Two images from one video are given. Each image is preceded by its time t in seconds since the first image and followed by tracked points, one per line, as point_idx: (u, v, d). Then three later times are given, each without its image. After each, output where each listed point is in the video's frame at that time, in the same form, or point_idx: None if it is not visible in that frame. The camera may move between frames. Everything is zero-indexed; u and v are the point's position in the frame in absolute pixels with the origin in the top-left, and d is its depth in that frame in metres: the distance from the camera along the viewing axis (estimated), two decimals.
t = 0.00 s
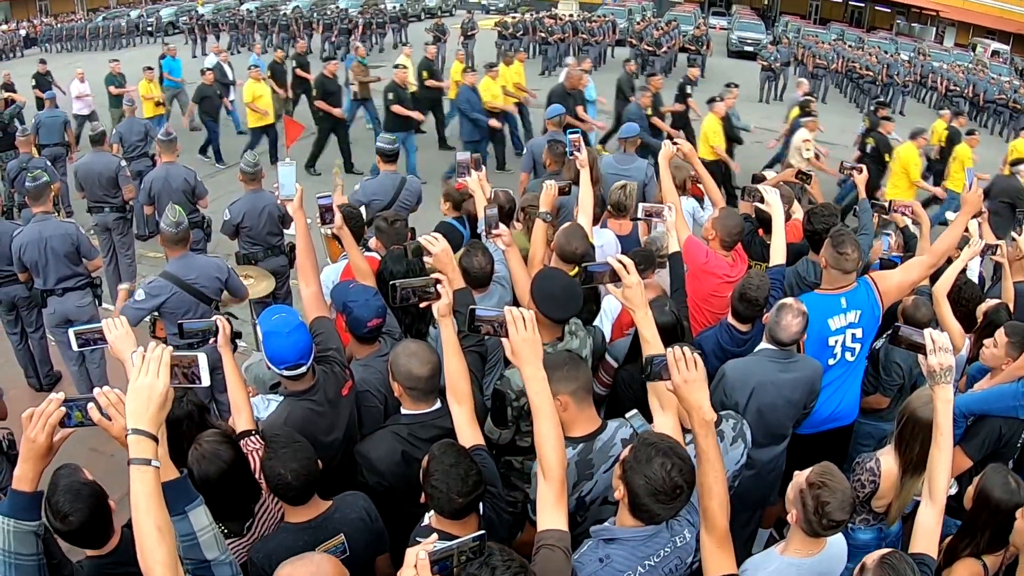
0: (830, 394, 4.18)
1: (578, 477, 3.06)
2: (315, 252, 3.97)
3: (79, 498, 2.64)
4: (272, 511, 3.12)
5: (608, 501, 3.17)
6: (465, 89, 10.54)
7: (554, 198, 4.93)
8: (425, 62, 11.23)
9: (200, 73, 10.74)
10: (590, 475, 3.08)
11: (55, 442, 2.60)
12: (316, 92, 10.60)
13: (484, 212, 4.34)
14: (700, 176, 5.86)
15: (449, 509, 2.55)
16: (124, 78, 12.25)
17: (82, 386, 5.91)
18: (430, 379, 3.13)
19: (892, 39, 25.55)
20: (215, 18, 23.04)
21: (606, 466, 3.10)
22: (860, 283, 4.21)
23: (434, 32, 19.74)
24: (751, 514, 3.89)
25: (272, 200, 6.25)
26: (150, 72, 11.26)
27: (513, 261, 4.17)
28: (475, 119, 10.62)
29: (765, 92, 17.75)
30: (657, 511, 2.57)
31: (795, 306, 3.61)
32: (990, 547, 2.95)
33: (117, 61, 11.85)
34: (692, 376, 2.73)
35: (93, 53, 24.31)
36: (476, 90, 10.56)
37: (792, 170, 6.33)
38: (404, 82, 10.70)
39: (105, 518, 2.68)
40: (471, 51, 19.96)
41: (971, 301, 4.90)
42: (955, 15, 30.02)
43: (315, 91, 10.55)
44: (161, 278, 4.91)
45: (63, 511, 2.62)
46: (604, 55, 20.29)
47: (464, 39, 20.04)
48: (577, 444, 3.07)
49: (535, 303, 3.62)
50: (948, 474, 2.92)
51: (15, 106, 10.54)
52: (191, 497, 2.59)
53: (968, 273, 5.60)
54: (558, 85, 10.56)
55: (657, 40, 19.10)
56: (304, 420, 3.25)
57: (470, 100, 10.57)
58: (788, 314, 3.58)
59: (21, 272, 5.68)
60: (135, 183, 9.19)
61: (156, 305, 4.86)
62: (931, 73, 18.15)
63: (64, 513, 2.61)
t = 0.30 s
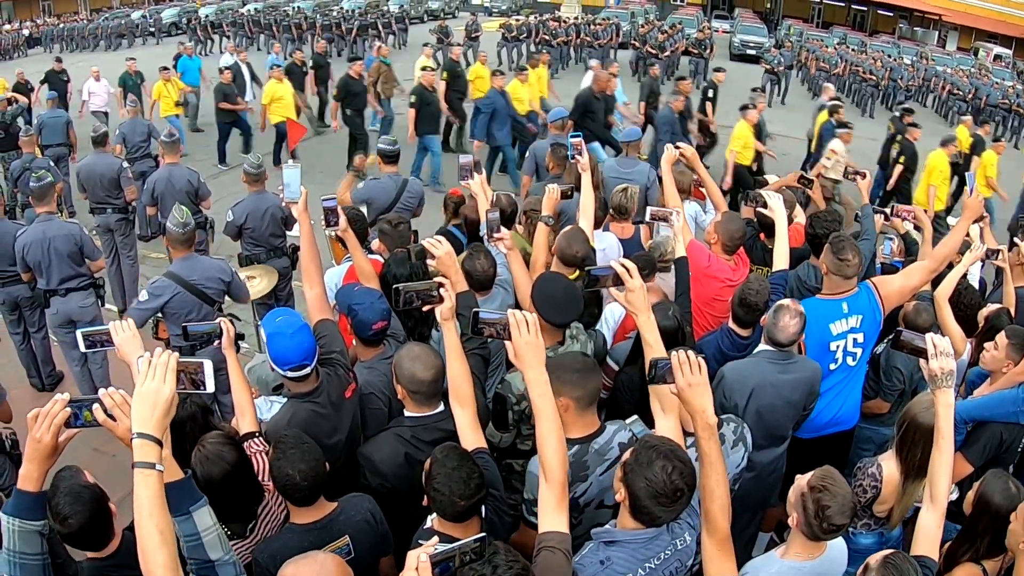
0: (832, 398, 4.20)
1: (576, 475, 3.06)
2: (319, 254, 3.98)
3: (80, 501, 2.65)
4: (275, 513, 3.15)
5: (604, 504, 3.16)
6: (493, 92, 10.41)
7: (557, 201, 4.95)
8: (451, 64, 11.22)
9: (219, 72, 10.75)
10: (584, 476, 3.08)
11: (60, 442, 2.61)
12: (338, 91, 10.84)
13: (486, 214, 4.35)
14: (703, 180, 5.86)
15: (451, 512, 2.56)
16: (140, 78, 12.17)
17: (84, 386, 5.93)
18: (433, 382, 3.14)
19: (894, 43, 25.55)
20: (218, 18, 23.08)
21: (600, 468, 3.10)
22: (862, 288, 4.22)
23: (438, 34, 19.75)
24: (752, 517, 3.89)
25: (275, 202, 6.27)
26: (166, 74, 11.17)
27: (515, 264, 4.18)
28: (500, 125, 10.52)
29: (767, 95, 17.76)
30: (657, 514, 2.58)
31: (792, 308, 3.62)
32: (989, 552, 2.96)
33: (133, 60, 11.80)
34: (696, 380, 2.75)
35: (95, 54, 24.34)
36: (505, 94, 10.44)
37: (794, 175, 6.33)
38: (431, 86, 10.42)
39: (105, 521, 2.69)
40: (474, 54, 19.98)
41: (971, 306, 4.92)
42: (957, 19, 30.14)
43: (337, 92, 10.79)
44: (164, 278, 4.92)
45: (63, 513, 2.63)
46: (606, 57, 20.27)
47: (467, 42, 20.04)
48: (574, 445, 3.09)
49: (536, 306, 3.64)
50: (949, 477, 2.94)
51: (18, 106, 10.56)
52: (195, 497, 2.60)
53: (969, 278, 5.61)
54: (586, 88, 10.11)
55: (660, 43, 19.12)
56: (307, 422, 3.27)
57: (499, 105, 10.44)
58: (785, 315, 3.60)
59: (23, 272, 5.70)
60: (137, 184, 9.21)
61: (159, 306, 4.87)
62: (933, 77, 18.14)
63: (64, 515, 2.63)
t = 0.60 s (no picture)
0: (836, 403, 4.18)
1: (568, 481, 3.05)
2: (324, 256, 3.97)
3: (78, 507, 2.61)
4: (278, 515, 3.13)
5: (603, 507, 3.15)
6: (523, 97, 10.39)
7: (562, 204, 4.93)
8: (478, 70, 10.99)
9: (246, 73, 10.76)
10: (581, 480, 3.07)
11: (63, 442, 2.60)
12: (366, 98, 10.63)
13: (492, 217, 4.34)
14: (709, 183, 5.85)
15: (457, 515, 2.54)
16: (155, 80, 12.25)
17: (87, 387, 5.92)
18: (438, 386, 3.13)
19: (898, 47, 25.52)
20: (221, 19, 23.07)
21: (598, 472, 3.09)
22: (867, 293, 4.20)
23: (441, 36, 19.73)
24: (757, 522, 3.86)
25: (279, 203, 6.27)
26: (185, 75, 11.11)
27: (520, 267, 4.16)
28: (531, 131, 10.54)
29: (771, 99, 17.74)
30: (663, 518, 2.57)
31: (792, 309, 3.62)
32: (996, 560, 2.95)
33: (147, 63, 11.72)
34: (699, 381, 2.73)
35: (99, 54, 24.36)
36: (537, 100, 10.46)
37: (799, 178, 6.32)
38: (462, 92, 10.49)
39: (105, 526, 2.68)
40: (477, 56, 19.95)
41: (976, 310, 4.90)
42: (961, 23, 30.15)
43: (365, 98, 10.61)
44: (168, 278, 4.93)
45: (61, 520, 2.60)
46: (610, 60, 20.24)
47: (471, 44, 20.02)
48: (574, 448, 3.08)
49: (542, 308, 3.62)
50: (956, 480, 2.97)
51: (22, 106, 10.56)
52: (199, 498, 2.59)
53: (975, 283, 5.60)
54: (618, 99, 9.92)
55: (663, 46, 19.09)
56: (312, 424, 3.25)
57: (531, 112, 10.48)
58: (784, 317, 3.58)
59: (27, 271, 5.69)
60: (141, 184, 9.21)
61: (164, 306, 4.87)
62: (937, 81, 18.13)
63: (63, 521, 2.60)
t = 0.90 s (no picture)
0: (844, 404, 4.14)
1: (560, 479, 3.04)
2: (331, 253, 3.95)
3: (77, 510, 2.62)
4: (282, 515, 3.09)
5: (603, 506, 3.16)
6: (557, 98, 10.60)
7: (571, 203, 4.90)
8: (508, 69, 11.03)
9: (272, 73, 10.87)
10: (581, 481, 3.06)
11: (65, 440, 2.56)
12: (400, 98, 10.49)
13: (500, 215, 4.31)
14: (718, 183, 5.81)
15: (468, 517, 2.51)
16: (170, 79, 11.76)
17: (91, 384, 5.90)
18: (447, 386, 3.10)
19: (904, 48, 25.47)
20: (226, 17, 23.06)
21: (598, 471, 3.08)
22: (877, 293, 4.17)
23: (447, 35, 19.71)
24: (765, 524, 3.82)
25: (285, 200, 6.24)
26: (209, 71, 11.07)
27: (529, 266, 4.13)
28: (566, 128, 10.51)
29: (777, 99, 17.71)
30: (674, 520, 2.53)
31: (800, 312, 3.58)
32: (1007, 565, 2.90)
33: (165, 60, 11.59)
34: (709, 381, 2.69)
35: (104, 51, 24.36)
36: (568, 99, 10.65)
37: (808, 179, 6.29)
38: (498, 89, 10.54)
39: (105, 526, 2.66)
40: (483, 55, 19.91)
41: (984, 311, 4.87)
42: (967, 25, 30.14)
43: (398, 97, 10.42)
44: (175, 274, 4.91)
45: (61, 522, 2.61)
46: (616, 59, 20.19)
47: (476, 43, 19.99)
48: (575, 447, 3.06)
49: (551, 307, 3.59)
50: (967, 480, 2.94)
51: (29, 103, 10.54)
52: (205, 497, 2.56)
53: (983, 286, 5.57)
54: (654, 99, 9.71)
55: (669, 46, 19.02)
56: (318, 423, 3.22)
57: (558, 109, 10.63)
58: (793, 320, 3.55)
59: (31, 267, 5.67)
60: (146, 180, 9.20)
61: (170, 302, 4.85)
62: (943, 83, 18.08)
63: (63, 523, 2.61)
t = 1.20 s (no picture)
0: (848, 404, 4.13)
1: (556, 473, 3.03)
2: (336, 249, 3.94)
3: (77, 505, 2.61)
4: (283, 511, 3.10)
5: (602, 503, 3.15)
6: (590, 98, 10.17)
7: (576, 201, 4.87)
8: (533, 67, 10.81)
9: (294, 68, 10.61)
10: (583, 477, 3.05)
11: (68, 434, 2.51)
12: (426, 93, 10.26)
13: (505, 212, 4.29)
14: (724, 181, 5.79)
15: (474, 514, 2.50)
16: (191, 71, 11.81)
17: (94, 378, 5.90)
18: (451, 384, 3.10)
19: (910, 48, 25.39)
20: (231, 12, 23.03)
21: (598, 467, 3.06)
22: (882, 293, 4.15)
23: (452, 31, 19.67)
24: (767, 523, 3.81)
25: (290, 195, 6.23)
26: (230, 67, 11.11)
27: (534, 264, 4.12)
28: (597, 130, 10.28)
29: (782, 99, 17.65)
30: (678, 521, 2.52)
31: (804, 313, 3.56)
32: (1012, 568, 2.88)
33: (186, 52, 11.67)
34: (714, 382, 2.67)
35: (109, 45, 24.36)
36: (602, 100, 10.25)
37: (814, 178, 6.27)
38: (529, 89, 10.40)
39: (105, 521, 2.66)
40: (488, 52, 19.88)
41: (988, 312, 4.85)
42: (973, 25, 30.16)
43: (425, 93, 10.21)
44: (180, 269, 4.90)
45: (61, 516, 2.61)
46: (621, 57, 20.15)
47: (481, 39, 19.95)
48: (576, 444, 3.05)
49: (556, 305, 3.58)
50: (966, 478, 2.91)
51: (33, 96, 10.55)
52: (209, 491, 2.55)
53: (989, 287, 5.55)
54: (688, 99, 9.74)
55: (674, 44, 18.91)
56: (321, 419, 3.21)
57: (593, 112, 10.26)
58: (797, 321, 3.52)
59: (35, 261, 5.67)
60: (150, 175, 9.20)
61: (174, 297, 4.84)
62: (949, 83, 18.01)
63: (62, 518, 2.62)
